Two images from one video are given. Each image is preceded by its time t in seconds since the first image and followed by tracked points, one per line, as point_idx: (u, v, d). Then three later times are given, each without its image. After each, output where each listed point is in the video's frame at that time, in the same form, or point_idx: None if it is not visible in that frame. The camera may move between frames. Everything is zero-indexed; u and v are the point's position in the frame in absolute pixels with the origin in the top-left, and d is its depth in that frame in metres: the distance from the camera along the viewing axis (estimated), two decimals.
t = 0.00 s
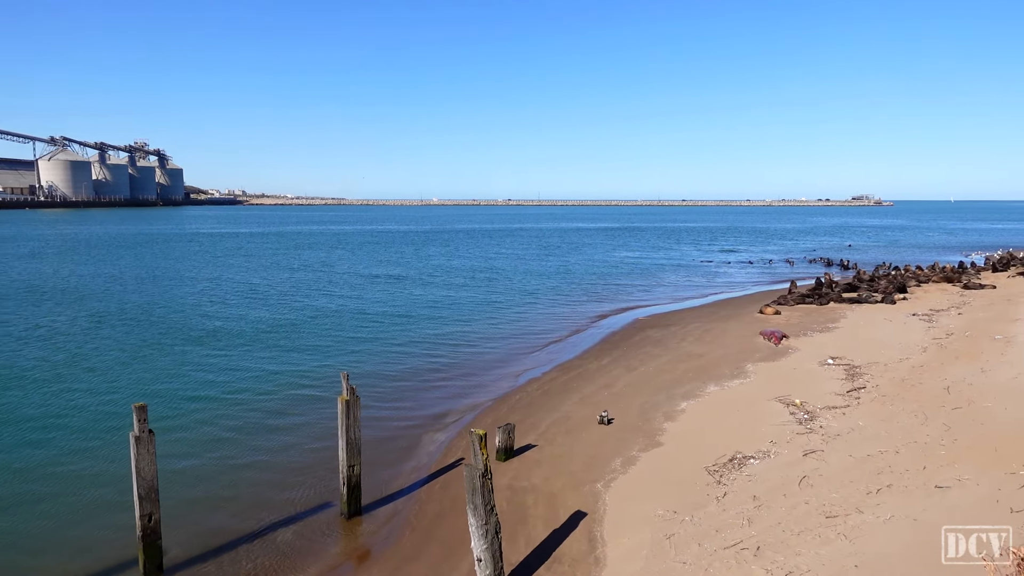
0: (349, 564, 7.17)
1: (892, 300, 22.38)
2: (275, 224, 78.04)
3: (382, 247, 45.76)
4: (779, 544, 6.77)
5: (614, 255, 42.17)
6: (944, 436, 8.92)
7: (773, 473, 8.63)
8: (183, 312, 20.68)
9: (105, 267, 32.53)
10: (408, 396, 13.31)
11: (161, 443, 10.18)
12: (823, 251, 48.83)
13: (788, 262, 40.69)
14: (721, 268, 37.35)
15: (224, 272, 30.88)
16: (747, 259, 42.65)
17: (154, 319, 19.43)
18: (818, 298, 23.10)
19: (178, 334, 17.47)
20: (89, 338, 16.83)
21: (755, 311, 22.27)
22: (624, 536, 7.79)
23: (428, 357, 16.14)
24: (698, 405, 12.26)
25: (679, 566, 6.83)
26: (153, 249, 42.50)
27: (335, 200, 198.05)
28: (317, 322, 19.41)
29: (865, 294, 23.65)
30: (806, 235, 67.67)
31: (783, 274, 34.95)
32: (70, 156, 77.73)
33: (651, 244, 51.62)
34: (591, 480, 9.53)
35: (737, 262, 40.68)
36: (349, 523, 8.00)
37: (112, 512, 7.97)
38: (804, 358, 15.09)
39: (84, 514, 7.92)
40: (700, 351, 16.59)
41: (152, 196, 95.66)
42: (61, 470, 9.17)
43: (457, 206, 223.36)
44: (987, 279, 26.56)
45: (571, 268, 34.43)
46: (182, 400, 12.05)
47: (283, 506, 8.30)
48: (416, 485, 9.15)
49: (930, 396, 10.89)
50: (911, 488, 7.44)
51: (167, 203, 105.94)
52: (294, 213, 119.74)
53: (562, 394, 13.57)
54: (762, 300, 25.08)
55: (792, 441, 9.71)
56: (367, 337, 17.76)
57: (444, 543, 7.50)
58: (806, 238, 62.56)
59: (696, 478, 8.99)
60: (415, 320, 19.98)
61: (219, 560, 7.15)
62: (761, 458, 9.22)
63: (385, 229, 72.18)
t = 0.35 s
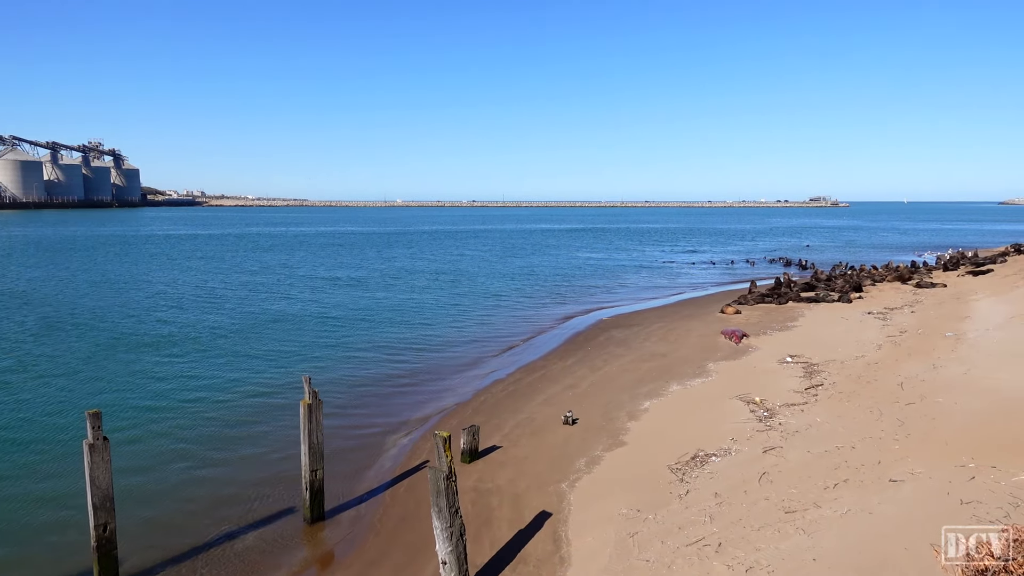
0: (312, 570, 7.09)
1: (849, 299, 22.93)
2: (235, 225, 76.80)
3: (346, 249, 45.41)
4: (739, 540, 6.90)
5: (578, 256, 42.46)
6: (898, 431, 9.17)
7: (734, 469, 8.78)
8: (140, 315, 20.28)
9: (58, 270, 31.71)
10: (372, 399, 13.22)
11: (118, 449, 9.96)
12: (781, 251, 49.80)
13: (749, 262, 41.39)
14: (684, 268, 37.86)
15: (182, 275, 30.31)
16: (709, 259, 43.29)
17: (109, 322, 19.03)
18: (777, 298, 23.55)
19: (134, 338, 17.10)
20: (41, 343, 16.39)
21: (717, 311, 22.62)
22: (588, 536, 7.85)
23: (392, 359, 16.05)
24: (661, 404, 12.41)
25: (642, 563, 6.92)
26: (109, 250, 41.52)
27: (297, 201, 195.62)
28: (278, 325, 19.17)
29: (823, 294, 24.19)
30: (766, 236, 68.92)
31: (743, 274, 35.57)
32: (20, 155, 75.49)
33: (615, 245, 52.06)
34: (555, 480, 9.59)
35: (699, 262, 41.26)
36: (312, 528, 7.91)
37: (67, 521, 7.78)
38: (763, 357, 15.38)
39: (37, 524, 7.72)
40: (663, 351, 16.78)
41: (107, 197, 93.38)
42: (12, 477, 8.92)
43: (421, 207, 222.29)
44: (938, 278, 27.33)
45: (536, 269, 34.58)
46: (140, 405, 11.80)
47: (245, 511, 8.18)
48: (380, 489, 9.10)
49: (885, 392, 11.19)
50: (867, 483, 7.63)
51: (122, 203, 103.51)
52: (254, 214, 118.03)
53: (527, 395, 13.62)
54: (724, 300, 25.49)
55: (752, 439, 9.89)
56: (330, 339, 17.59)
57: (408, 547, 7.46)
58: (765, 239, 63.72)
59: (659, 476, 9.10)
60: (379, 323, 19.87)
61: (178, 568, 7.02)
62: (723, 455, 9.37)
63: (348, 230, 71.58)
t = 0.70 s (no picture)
0: None
1: (805, 299, 23.45)
2: (193, 227, 75.38)
3: (307, 251, 44.90)
4: (699, 537, 7.02)
5: (542, 258, 42.66)
6: (852, 428, 9.42)
7: (695, 467, 8.92)
8: (92, 320, 19.82)
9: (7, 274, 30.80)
10: (334, 404, 13.10)
11: (70, 460, 9.73)
12: (741, 252, 50.71)
13: (710, 263, 42.03)
14: (646, 269, 38.29)
15: (137, 278, 29.67)
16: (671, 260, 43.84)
17: (60, 327, 18.57)
18: (737, 298, 23.96)
19: (85, 344, 16.70)
20: None
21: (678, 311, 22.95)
22: (551, 537, 7.90)
23: (354, 363, 15.93)
24: (623, 405, 12.53)
25: (605, 563, 6.99)
26: (60, 254, 40.45)
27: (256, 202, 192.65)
28: (236, 330, 18.90)
29: (781, 294, 24.72)
30: (726, 236, 70.06)
31: (704, 274, 36.15)
32: None
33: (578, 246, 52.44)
34: (519, 482, 9.63)
35: (661, 263, 41.76)
36: (273, 536, 7.82)
37: (16, 536, 7.58)
38: (723, 356, 15.65)
39: None
40: (626, 351, 16.97)
41: (58, 198, 90.79)
42: None
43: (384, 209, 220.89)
44: (891, 277, 28.08)
45: (499, 271, 34.64)
46: (93, 414, 11.54)
47: (203, 521, 8.06)
48: (343, 494, 9.03)
49: (840, 389, 11.48)
50: (822, 478, 7.83)
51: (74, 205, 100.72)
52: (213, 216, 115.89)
53: (490, 397, 13.64)
54: (685, 300, 25.87)
55: (712, 437, 10.06)
56: (291, 344, 17.39)
57: (371, 552, 7.42)
58: (725, 240, 64.77)
59: (622, 476, 9.20)
60: (340, 326, 19.69)
61: None
62: (684, 454, 9.51)
63: (309, 232, 70.78)
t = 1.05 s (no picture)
0: None
1: (761, 299, 23.91)
2: (144, 230, 73.61)
3: (263, 255, 44.20)
4: (660, 536, 7.10)
5: (502, 260, 42.71)
6: (807, 425, 9.64)
7: (655, 467, 9.03)
8: (37, 326, 19.23)
9: None
10: (292, 410, 12.90)
11: (15, 472, 9.40)
12: (699, 254, 51.51)
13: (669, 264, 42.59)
14: (606, 271, 38.62)
15: (85, 283, 28.85)
16: (631, 262, 44.30)
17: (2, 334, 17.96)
18: (695, 299, 24.33)
19: (29, 352, 16.18)
20: None
21: (638, 312, 23.18)
22: (513, 539, 7.91)
23: (312, 368, 15.73)
24: (584, 406, 12.61)
25: (567, 564, 7.02)
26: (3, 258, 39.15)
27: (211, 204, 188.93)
28: (190, 335, 18.51)
29: (738, 294, 25.17)
30: (684, 238, 71.07)
31: (663, 276, 36.60)
32: None
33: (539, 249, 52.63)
34: (481, 485, 9.61)
35: (621, 265, 42.18)
36: (229, 546, 7.66)
37: None
38: (682, 356, 15.86)
39: None
40: (586, 353, 17.06)
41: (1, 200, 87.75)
42: None
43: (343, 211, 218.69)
44: (843, 278, 28.81)
45: (459, 274, 34.58)
46: (39, 426, 11.18)
47: (156, 530, 7.86)
48: (302, 501, 8.89)
49: (795, 388, 11.74)
50: (778, 476, 7.99)
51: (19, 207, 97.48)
52: (166, 218, 113.28)
53: (451, 400, 13.59)
54: (644, 301, 26.15)
55: (672, 436, 10.18)
56: (248, 349, 17.11)
57: (330, 559, 7.32)
58: (683, 241, 65.71)
59: (583, 477, 9.25)
60: (298, 331, 19.43)
61: None
62: (644, 454, 9.61)
63: (266, 235, 69.64)
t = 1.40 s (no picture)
0: None
1: (718, 303, 24.33)
2: (92, 236, 71.50)
3: (217, 261, 43.35)
4: (619, 538, 7.16)
5: (462, 265, 42.66)
6: (762, 426, 9.84)
7: (614, 470, 9.11)
8: None
9: None
10: (248, 418, 12.68)
11: None
12: (656, 258, 52.18)
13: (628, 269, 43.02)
14: (566, 276, 38.82)
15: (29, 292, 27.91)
16: (590, 267, 44.63)
17: None
18: (653, 303, 24.63)
19: None
20: None
21: (597, 316, 23.37)
22: (474, 545, 7.89)
23: (268, 376, 15.48)
24: (545, 410, 12.65)
25: (528, 569, 7.04)
26: None
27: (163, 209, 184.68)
28: (140, 345, 18.05)
29: (694, 298, 25.58)
30: (642, 242, 71.97)
31: (622, 280, 36.96)
32: None
33: (498, 254, 52.68)
34: (441, 492, 9.56)
35: (580, 270, 42.47)
36: (183, 559, 7.49)
37: None
38: (640, 360, 16.03)
39: None
40: (546, 357, 17.12)
41: None
42: None
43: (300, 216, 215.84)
44: (797, 281, 29.47)
45: (419, 279, 34.41)
46: None
47: (105, 546, 7.64)
48: (258, 512, 8.74)
49: (750, 389, 11.97)
50: (735, 476, 8.13)
51: None
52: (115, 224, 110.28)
53: (412, 407, 13.51)
54: (603, 306, 26.38)
55: (631, 439, 10.28)
56: (202, 358, 16.76)
57: (288, 571, 7.21)
58: (641, 246, 66.52)
59: (544, 481, 9.28)
60: (254, 339, 19.09)
61: None
62: (604, 457, 9.69)
63: (221, 241, 68.27)
